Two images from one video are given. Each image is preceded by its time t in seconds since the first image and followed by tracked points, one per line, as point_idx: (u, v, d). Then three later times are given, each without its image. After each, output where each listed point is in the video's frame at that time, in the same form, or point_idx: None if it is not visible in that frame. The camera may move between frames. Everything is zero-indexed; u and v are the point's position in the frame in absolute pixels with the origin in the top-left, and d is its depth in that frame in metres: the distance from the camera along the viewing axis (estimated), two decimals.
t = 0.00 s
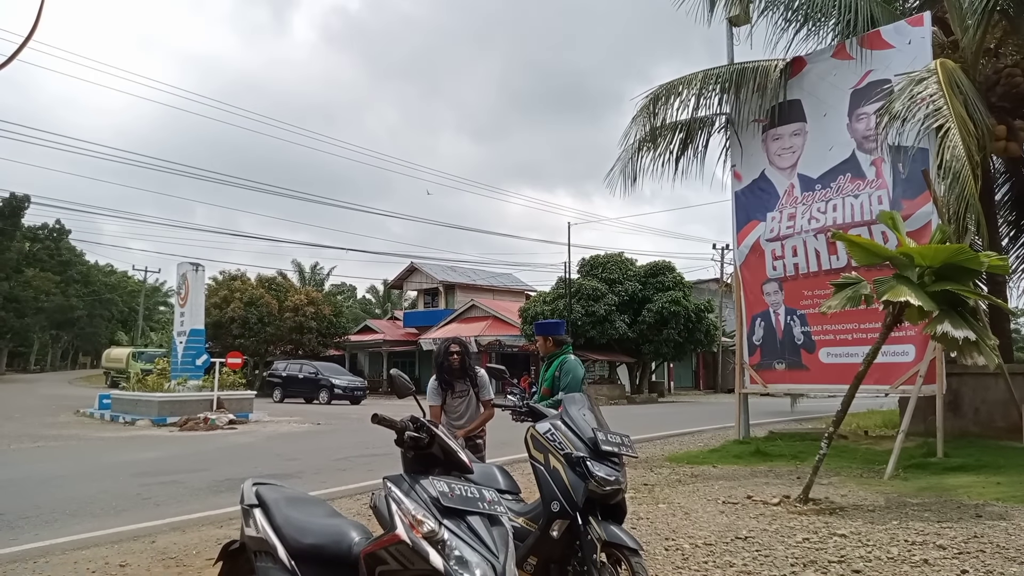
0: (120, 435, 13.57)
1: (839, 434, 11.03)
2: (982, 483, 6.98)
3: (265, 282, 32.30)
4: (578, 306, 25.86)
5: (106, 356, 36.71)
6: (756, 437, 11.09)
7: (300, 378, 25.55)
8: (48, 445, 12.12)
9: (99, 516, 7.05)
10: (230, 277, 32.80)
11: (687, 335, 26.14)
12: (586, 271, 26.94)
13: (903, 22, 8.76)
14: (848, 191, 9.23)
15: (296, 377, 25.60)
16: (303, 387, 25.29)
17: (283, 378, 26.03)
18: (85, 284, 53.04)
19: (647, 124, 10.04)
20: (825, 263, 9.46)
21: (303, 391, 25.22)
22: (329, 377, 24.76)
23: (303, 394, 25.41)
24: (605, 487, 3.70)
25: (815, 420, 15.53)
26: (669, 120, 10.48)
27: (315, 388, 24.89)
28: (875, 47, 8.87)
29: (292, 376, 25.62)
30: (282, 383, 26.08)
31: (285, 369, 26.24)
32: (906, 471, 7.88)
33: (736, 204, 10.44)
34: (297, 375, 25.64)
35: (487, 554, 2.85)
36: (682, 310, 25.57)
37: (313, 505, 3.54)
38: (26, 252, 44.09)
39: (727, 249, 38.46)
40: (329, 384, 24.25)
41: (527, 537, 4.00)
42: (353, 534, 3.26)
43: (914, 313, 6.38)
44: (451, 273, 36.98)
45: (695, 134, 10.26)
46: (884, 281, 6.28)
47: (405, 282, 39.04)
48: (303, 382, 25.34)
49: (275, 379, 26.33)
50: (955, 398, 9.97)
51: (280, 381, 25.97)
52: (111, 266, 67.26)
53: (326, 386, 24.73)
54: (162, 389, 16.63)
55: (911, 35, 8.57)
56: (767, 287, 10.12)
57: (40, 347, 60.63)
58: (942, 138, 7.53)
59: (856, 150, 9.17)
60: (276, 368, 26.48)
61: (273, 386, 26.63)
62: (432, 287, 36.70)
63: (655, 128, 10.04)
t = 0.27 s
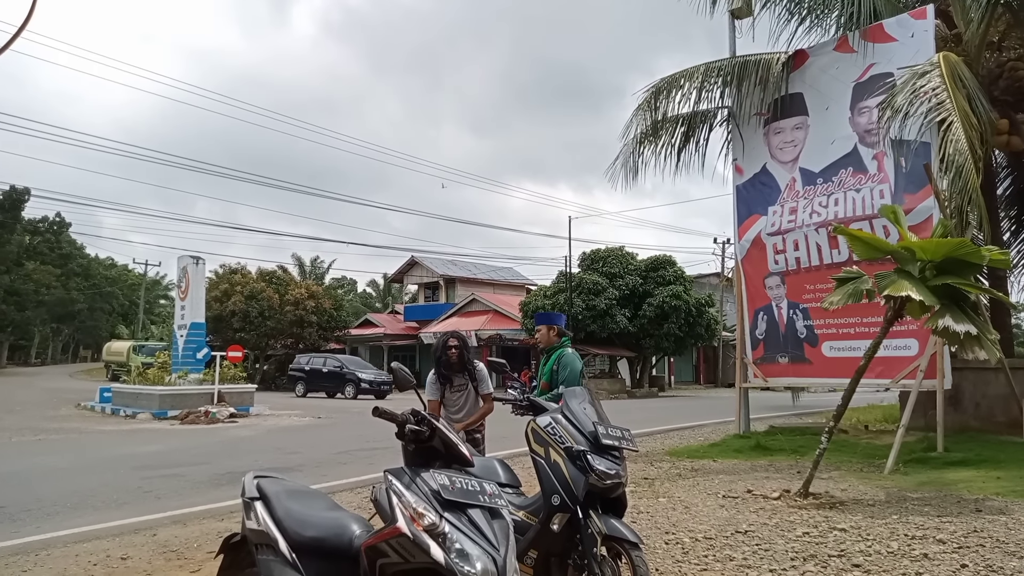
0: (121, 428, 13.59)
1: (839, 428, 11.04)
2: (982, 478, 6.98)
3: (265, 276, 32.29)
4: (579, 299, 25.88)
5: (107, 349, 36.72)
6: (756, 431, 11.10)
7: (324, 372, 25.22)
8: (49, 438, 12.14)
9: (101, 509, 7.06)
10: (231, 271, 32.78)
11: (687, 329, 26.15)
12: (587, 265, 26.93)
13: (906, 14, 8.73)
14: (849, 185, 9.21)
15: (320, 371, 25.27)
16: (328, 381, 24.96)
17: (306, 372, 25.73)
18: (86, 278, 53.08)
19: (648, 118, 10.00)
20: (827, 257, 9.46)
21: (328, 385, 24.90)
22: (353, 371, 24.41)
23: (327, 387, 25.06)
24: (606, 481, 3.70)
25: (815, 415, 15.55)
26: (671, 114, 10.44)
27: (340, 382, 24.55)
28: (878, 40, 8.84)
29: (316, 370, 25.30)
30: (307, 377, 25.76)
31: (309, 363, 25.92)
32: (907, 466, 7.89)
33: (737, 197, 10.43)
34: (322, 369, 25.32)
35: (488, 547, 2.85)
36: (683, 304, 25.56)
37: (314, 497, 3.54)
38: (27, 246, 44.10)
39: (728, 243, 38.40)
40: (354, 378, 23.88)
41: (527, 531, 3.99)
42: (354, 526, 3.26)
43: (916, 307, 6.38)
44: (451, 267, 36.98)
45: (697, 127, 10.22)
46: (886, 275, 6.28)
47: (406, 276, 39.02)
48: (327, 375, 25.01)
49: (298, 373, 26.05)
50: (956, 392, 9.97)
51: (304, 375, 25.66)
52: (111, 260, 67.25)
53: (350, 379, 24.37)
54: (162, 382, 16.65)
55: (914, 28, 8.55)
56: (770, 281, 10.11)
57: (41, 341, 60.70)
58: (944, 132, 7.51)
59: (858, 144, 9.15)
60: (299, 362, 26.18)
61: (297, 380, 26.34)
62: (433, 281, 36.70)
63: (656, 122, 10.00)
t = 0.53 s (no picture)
0: (124, 428, 13.61)
1: (841, 424, 11.04)
2: (984, 473, 6.98)
3: (266, 275, 32.29)
4: (580, 297, 25.93)
5: (108, 349, 36.75)
6: (757, 428, 11.10)
7: (350, 371, 25.03)
8: (51, 438, 12.16)
9: (104, 509, 7.07)
10: (232, 270, 32.79)
11: (688, 325, 26.16)
12: (587, 262, 26.93)
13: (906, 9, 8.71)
14: (850, 180, 9.20)
15: (346, 370, 25.07)
16: (354, 380, 24.76)
17: (332, 371, 25.54)
18: (87, 278, 53.11)
19: (647, 115, 10.00)
20: (828, 253, 9.46)
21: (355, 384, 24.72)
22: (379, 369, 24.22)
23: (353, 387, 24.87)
24: (608, 478, 3.72)
25: (817, 410, 15.56)
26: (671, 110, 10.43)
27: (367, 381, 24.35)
28: (878, 35, 8.83)
29: (342, 369, 25.10)
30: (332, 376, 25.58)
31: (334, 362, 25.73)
32: (908, 461, 7.89)
33: (738, 193, 10.43)
34: (348, 368, 25.13)
35: (490, 544, 2.85)
36: (684, 301, 25.57)
37: (316, 496, 3.55)
38: (27, 246, 44.10)
39: (728, 239, 38.41)
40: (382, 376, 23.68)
41: (530, 528, 4.00)
42: (357, 525, 3.27)
43: (917, 302, 6.38)
44: (452, 265, 36.98)
45: (697, 124, 10.21)
46: (887, 271, 6.28)
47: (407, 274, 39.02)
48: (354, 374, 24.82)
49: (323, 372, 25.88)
50: (957, 388, 9.98)
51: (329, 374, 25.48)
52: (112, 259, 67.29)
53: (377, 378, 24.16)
54: (164, 381, 16.67)
55: (914, 23, 8.54)
56: (772, 277, 10.11)
57: (42, 341, 60.75)
58: (945, 127, 7.50)
59: (858, 140, 9.14)
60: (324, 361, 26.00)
61: (322, 379, 26.17)
62: (434, 279, 36.71)
63: (655, 119, 10.00)
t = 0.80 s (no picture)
0: (126, 426, 13.62)
1: (842, 423, 11.03)
2: (986, 472, 6.97)
3: (268, 273, 32.30)
4: (582, 295, 25.96)
5: (110, 347, 36.81)
6: (759, 426, 11.09)
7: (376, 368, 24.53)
8: (54, 435, 12.18)
9: (106, 505, 7.09)
10: (233, 268, 32.81)
11: (690, 324, 26.13)
12: (589, 260, 26.91)
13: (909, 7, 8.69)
14: (853, 179, 9.19)
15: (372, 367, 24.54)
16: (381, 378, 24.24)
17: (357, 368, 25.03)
18: (89, 275, 53.20)
19: (650, 114, 10.00)
20: (831, 251, 9.46)
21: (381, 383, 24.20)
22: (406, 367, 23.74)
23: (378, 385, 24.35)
24: (609, 476, 3.72)
25: (818, 409, 15.55)
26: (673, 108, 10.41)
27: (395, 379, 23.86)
28: (881, 34, 8.80)
29: (368, 366, 24.56)
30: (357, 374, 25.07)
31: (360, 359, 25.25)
32: (910, 460, 7.88)
33: (740, 191, 10.42)
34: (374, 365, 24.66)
35: (492, 542, 2.86)
36: (685, 299, 25.55)
37: (318, 493, 3.55)
38: (29, 243, 44.19)
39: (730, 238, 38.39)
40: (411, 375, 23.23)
41: (531, 526, 4.00)
42: (359, 522, 3.29)
43: (919, 301, 6.38)
44: (454, 263, 36.98)
45: (700, 122, 10.19)
46: (890, 270, 6.27)
47: (408, 272, 39.02)
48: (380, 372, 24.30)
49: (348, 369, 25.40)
50: (959, 387, 9.97)
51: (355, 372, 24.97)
52: (114, 257, 67.39)
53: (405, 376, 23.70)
54: (166, 379, 16.70)
55: (917, 22, 8.52)
56: (775, 275, 10.10)
57: (44, 338, 60.85)
58: (948, 125, 7.48)
59: (861, 138, 9.12)
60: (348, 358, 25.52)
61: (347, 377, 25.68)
62: (435, 277, 36.71)
63: (658, 118, 10.00)
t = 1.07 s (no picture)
0: (130, 422, 13.67)
1: (846, 419, 11.02)
2: (990, 469, 6.95)
3: (272, 270, 32.35)
4: (585, 292, 25.97)
5: (115, 344, 36.90)
6: (762, 422, 11.08)
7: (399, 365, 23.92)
8: (59, 432, 12.23)
9: (111, 502, 7.11)
10: (237, 265, 32.86)
11: (693, 321, 26.10)
12: (592, 257, 26.91)
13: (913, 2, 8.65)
14: (857, 175, 9.17)
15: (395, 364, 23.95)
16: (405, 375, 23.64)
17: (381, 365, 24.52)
18: (93, 272, 53.32)
19: (653, 110, 9.98)
20: (835, 247, 9.45)
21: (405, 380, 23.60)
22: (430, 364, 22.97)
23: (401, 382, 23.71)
24: (613, 472, 3.72)
25: (822, 406, 15.54)
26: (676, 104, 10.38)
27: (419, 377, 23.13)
28: (885, 29, 8.77)
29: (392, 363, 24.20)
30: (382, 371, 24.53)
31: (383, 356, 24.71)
32: (914, 456, 7.87)
33: (743, 187, 10.40)
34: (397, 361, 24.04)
35: (496, 538, 2.87)
36: (688, 296, 25.51)
37: (322, 490, 3.56)
38: (34, 241, 44.30)
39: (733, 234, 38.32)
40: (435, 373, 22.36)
41: (535, 522, 4.01)
42: (363, 518, 3.30)
43: (923, 297, 6.37)
44: (457, 260, 36.99)
45: (703, 118, 10.16)
46: (894, 266, 6.26)
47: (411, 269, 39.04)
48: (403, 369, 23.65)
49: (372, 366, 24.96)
50: (963, 383, 9.95)
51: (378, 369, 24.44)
52: (118, 255, 67.54)
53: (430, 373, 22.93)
54: (170, 376, 16.74)
55: (921, 17, 8.49)
56: (779, 271, 10.09)
57: (49, 335, 61.03)
58: (953, 121, 7.45)
59: (864, 134, 9.10)
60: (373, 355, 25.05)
61: (371, 374, 25.40)
62: (438, 274, 36.73)
63: (661, 114, 9.98)
